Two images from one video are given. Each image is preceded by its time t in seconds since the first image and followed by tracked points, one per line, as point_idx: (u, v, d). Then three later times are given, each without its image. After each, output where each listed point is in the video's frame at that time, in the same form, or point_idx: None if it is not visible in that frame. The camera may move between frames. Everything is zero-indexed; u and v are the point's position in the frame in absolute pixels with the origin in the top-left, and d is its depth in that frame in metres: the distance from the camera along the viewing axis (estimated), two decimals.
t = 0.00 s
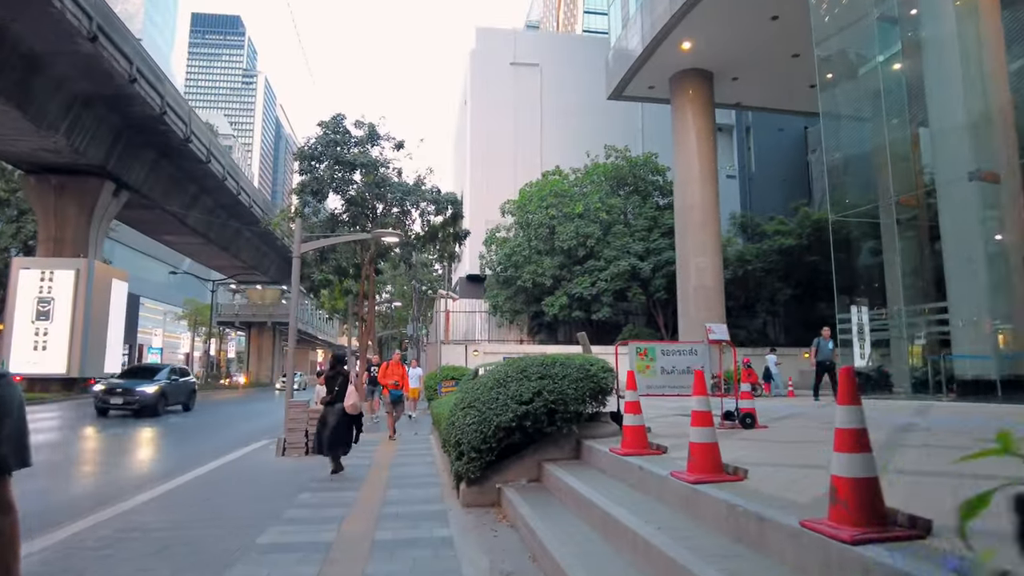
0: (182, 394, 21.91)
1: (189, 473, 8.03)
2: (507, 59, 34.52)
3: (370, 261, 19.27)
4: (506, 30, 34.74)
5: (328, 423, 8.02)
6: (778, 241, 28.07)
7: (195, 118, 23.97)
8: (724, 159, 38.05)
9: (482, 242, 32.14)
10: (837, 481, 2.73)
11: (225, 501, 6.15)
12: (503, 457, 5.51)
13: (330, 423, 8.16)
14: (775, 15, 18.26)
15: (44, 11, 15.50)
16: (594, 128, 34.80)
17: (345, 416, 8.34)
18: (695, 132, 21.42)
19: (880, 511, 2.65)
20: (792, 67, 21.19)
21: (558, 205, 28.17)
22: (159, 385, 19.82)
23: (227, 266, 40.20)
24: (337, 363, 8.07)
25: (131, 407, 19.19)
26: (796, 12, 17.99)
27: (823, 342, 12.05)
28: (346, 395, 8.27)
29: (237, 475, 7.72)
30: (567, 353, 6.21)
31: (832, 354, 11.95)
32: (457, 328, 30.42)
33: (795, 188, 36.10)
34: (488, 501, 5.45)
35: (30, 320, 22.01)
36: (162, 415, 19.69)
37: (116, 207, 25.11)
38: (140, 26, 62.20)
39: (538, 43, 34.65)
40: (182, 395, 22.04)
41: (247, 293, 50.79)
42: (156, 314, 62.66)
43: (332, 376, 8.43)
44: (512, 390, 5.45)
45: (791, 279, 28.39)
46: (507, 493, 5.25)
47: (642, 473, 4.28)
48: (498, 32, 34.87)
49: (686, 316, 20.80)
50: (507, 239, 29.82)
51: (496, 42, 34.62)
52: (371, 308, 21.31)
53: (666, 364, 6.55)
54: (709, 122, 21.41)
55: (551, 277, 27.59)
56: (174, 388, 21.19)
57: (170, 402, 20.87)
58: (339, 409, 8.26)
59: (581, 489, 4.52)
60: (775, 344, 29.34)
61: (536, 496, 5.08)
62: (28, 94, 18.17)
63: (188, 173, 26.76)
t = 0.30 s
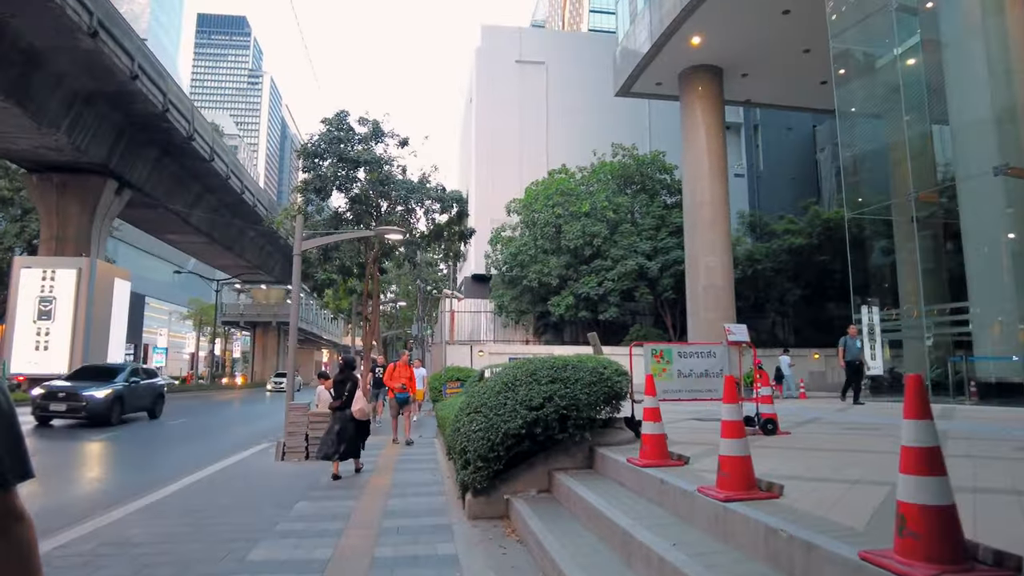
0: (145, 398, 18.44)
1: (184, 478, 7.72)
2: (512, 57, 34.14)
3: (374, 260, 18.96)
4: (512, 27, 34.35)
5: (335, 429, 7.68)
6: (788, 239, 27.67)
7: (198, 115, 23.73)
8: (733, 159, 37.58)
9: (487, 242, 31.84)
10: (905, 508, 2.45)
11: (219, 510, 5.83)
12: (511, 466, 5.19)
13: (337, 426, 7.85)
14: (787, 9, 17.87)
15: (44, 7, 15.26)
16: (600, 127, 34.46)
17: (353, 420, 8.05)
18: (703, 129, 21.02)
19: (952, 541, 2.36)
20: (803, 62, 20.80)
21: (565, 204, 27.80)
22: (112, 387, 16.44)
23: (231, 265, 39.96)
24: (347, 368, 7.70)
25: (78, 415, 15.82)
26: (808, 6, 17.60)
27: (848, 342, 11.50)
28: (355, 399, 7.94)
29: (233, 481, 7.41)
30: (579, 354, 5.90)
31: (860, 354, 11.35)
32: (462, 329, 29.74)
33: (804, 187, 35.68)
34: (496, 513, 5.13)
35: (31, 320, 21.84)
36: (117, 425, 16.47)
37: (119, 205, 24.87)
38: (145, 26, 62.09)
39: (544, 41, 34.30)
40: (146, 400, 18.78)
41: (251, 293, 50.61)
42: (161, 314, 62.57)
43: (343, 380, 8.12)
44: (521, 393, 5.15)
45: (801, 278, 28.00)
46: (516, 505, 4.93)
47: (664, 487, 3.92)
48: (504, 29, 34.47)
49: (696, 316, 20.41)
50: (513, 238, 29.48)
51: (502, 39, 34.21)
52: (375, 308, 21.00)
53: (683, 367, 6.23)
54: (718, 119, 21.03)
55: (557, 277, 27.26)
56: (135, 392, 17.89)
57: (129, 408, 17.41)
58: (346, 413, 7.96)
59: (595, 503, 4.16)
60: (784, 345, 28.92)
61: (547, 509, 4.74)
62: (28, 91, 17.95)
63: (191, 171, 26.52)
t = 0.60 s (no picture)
0: (71, 404, 15.19)
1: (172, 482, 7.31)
2: (517, 54, 33.74)
3: (376, 257, 18.61)
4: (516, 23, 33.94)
5: (349, 425, 7.59)
6: (797, 237, 27.24)
7: (199, 111, 23.43)
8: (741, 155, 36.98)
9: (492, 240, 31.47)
10: (1013, 529, 2.15)
11: (207, 515, 5.43)
12: (519, 469, 4.81)
13: (350, 422, 7.60)
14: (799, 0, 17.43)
15: None
16: (606, 124, 34.06)
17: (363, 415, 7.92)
18: (713, 125, 20.56)
19: None
20: (814, 56, 20.40)
21: (570, 201, 27.39)
22: (11, 391, 13.09)
23: (233, 264, 39.67)
24: (353, 360, 7.55)
25: None
26: None
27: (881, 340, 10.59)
28: (364, 391, 7.70)
29: (227, 484, 7.01)
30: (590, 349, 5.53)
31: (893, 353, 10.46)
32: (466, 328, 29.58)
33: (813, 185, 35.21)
34: (503, 519, 4.75)
35: (30, 318, 21.56)
36: (17, 439, 13.08)
37: (120, 202, 24.57)
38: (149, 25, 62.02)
39: (549, 37, 33.90)
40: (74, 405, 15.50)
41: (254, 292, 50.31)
42: (164, 313, 62.38)
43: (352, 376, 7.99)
44: (528, 390, 4.79)
45: (810, 277, 27.61)
46: (524, 510, 4.55)
47: (690, 494, 3.53)
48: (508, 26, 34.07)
49: (704, 314, 19.99)
50: (517, 236, 29.08)
51: (506, 36, 33.81)
52: (377, 306, 20.65)
53: (702, 363, 5.86)
54: (728, 113, 20.61)
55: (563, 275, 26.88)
56: (55, 396, 14.63)
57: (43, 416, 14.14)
58: (358, 408, 7.74)
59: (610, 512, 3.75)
60: (793, 344, 28.49)
61: (557, 516, 4.35)
62: (26, 84, 17.61)
63: (192, 168, 26.21)
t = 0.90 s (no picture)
0: None
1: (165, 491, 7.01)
2: (524, 51, 33.33)
3: (381, 257, 18.30)
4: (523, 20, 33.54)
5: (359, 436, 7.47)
6: (809, 236, 26.76)
7: (203, 110, 23.24)
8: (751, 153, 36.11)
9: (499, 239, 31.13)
10: None
11: (195, 530, 5.10)
12: (528, 483, 4.48)
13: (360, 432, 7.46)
14: None
15: None
16: (614, 121, 33.66)
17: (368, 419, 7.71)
18: (723, 121, 20.15)
19: None
20: (828, 50, 19.94)
21: (578, 200, 27.00)
22: None
23: (240, 265, 39.52)
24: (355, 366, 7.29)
25: None
26: None
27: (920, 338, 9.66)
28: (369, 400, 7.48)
29: (222, 493, 6.69)
30: (603, 353, 5.20)
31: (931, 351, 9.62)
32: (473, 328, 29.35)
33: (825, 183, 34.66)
34: (511, 538, 4.42)
35: (34, 320, 21.41)
36: None
37: (124, 203, 24.38)
38: (156, 27, 62.11)
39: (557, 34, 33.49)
40: None
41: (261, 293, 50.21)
42: (172, 314, 62.41)
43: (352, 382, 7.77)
44: (537, 397, 4.48)
45: (822, 277, 27.15)
46: (534, 528, 4.22)
47: (718, 517, 3.19)
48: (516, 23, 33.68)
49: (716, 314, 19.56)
50: (525, 236, 28.72)
51: (513, 33, 33.40)
52: (383, 307, 20.38)
53: (723, 368, 5.51)
54: (739, 109, 20.18)
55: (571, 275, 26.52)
56: None
57: None
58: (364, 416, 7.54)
59: (628, 534, 3.41)
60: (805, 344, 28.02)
61: (570, 536, 4.02)
62: (27, 84, 17.43)
63: (197, 167, 26.05)
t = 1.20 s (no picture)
0: None
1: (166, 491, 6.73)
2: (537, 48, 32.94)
3: (393, 254, 17.99)
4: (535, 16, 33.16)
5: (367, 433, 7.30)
6: (829, 231, 26.17)
7: (214, 108, 23.14)
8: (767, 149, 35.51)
9: (511, 237, 30.79)
10: None
11: (192, 536, 4.79)
12: (547, 486, 4.14)
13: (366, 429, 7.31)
14: None
15: None
16: (627, 117, 33.24)
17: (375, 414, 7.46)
18: (741, 113, 19.69)
19: None
20: (849, 41, 19.39)
21: (592, 196, 26.60)
22: None
23: (252, 264, 39.48)
24: (366, 362, 7.09)
25: None
26: None
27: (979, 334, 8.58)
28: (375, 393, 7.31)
29: (223, 495, 6.38)
30: (627, 347, 4.85)
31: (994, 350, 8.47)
32: (486, 327, 29.07)
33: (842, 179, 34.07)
34: (529, 545, 4.07)
35: (46, 318, 21.36)
36: None
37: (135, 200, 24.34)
38: (169, 29, 62.50)
39: (569, 29, 33.10)
40: None
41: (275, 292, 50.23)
42: (186, 315, 62.77)
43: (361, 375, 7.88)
44: (557, 393, 4.13)
45: (841, 273, 26.58)
46: (554, 536, 3.86)
47: (766, 527, 2.82)
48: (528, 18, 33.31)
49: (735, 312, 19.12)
50: (538, 233, 28.35)
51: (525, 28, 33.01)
52: (394, 305, 20.11)
53: (755, 363, 5.15)
54: (758, 101, 19.73)
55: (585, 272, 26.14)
56: None
57: None
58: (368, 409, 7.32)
59: (662, 544, 3.05)
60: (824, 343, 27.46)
61: (595, 544, 3.67)
62: (37, 81, 17.32)
63: (208, 166, 25.97)
